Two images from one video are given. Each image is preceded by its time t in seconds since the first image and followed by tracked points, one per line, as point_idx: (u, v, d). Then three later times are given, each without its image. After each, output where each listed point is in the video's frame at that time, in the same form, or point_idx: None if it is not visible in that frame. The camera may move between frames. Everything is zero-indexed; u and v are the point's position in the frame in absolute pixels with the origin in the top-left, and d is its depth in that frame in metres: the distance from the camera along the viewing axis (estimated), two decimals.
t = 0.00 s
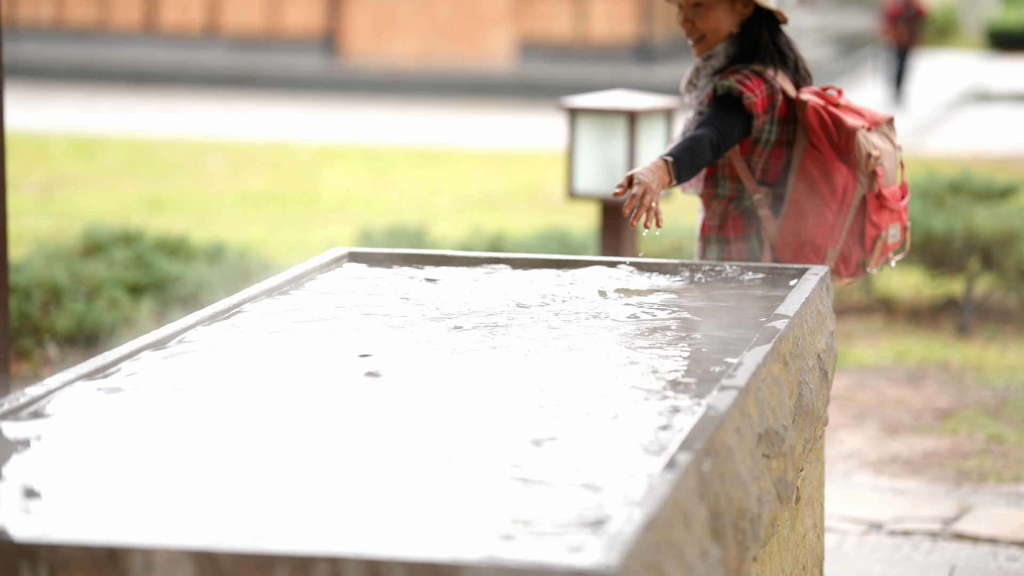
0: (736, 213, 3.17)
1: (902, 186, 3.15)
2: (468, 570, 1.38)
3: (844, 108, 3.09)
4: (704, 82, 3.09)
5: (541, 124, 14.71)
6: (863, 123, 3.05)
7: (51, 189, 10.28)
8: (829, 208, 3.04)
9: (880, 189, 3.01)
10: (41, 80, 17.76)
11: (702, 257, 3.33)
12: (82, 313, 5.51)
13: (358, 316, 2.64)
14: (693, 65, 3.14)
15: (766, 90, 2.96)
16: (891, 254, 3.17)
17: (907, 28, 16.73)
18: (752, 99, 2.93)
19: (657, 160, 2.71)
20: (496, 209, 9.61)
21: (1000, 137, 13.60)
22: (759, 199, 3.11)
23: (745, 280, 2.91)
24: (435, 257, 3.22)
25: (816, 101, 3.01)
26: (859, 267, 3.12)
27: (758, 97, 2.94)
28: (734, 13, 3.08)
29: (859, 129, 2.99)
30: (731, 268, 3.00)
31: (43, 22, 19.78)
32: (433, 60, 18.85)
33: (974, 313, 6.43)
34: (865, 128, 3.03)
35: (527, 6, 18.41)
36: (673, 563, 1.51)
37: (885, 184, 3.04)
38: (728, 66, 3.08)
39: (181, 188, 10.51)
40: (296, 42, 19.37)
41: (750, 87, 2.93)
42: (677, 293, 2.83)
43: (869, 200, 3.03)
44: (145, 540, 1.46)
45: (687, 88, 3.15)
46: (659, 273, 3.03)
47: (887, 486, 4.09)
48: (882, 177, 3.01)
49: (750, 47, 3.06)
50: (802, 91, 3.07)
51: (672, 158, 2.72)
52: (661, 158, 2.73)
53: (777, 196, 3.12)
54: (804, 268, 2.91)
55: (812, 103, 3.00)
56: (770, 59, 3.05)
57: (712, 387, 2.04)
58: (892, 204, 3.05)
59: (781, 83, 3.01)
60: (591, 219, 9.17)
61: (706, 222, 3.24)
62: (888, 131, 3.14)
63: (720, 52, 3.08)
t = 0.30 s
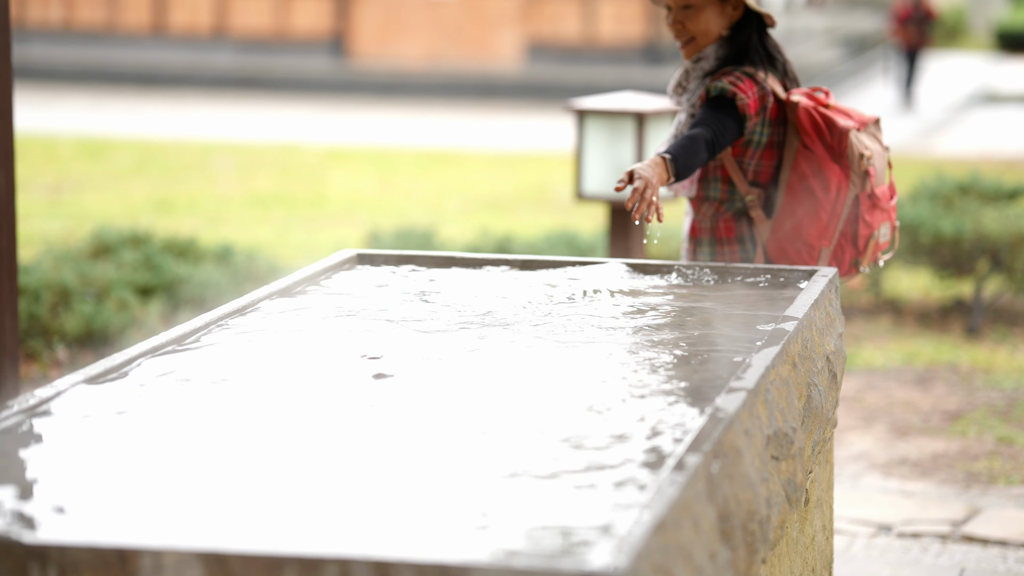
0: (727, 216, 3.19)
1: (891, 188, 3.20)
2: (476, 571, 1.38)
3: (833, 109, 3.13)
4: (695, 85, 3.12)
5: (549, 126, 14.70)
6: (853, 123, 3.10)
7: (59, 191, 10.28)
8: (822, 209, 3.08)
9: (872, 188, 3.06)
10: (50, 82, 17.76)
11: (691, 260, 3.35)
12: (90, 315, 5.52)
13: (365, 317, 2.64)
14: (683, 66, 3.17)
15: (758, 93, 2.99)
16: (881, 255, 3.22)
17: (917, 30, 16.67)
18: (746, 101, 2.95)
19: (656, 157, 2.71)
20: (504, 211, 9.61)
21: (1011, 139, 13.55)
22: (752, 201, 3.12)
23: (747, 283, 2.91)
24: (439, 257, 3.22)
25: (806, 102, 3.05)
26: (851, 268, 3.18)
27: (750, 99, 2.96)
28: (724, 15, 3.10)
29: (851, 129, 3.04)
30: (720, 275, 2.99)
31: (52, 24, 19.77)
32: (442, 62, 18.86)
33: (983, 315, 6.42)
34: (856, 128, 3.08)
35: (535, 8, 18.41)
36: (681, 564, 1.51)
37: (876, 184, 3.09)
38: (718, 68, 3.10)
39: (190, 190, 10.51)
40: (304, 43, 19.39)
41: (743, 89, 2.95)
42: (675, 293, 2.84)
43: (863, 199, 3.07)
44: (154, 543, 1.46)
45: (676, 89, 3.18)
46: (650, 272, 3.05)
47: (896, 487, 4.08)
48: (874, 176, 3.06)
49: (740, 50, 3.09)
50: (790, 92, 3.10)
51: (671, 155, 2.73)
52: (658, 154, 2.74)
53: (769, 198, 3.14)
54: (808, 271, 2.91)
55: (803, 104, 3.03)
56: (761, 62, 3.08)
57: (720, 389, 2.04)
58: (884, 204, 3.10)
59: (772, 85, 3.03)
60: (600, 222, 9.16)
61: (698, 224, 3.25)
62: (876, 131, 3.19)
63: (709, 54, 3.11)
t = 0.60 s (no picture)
0: (719, 219, 3.20)
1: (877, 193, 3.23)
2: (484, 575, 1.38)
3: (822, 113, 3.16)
4: (685, 89, 3.13)
5: (556, 128, 14.71)
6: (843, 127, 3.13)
7: (67, 193, 10.31)
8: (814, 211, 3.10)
9: (864, 190, 3.09)
10: (57, 84, 17.77)
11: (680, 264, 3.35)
12: (97, 317, 5.53)
13: (375, 321, 2.65)
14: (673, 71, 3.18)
15: (749, 97, 3.01)
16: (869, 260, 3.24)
17: (924, 34, 16.65)
18: (739, 105, 2.97)
19: (653, 159, 2.72)
20: (511, 213, 9.62)
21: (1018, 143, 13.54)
22: (744, 204, 3.14)
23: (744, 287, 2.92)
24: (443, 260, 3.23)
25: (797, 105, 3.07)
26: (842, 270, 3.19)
27: (743, 102, 2.99)
28: (713, 21, 3.12)
29: (842, 132, 3.07)
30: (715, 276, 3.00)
31: (60, 27, 19.79)
32: (449, 65, 18.91)
33: (990, 318, 6.41)
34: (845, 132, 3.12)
35: (542, 10, 18.42)
36: (688, 567, 1.52)
37: (867, 187, 3.12)
38: (708, 73, 3.11)
39: (197, 193, 10.53)
40: (312, 46, 19.44)
41: (735, 93, 2.98)
42: (668, 294, 2.85)
43: (854, 202, 3.09)
44: (162, 545, 1.46)
45: (665, 92, 3.19)
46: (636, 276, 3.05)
47: (903, 490, 4.08)
48: (865, 179, 3.09)
49: (729, 55, 3.10)
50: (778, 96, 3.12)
51: (668, 158, 2.74)
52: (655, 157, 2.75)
53: (760, 201, 3.16)
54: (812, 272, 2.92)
55: (793, 108, 3.06)
56: (750, 67, 3.09)
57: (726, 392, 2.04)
58: (875, 207, 3.12)
59: (762, 90, 3.05)
60: (607, 224, 9.17)
61: (688, 228, 3.25)
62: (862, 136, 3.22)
63: (700, 58, 3.12)
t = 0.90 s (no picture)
0: (707, 224, 3.22)
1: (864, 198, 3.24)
2: None
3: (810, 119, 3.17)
4: (675, 94, 3.16)
5: (562, 132, 14.72)
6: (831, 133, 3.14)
7: (73, 197, 10.31)
8: (802, 218, 3.11)
9: (852, 197, 3.10)
10: (64, 88, 17.79)
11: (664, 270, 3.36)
12: (104, 321, 5.54)
13: (381, 325, 2.65)
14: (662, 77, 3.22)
15: (739, 102, 3.05)
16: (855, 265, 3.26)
17: (931, 39, 16.63)
18: (728, 110, 3.01)
19: (650, 164, 2.73)
20: (518, 217, 9.63)
21: None
22: (732, 210, 3.16)
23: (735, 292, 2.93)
24: (449, 265, 3.23)
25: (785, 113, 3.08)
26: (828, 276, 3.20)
27: (733, 108, 3.02)
28: (701, 27, 3.17)
29: (831, 139, 3.08)
30: (706, 280, 3.01)
31: (68, 31, 19.84)
32: (454, 68, 18.92)
33: (997, 322, 6.40)
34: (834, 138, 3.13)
35: (548, 15, 18.44)
36: (695, 570, 1.52)
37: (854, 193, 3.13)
38: (697, 78, 3.15)
39: (203, 196, 10.53)
40: (318, 51, 19.48)
41: (725, 98, 3.02)
42: (656, 297, 2.87)
43: (843, 208, 3.10)
44: (169, 549, 1.46)
45: (653, 98, 3.23)
46: (622, 280, 3.06)
47: (910, 495, 4.08)
48: (853, 185, 3.09)
49: (718, 59, 3.15)
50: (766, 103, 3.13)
51: (664, 162, 2.75)
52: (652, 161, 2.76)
53: (747, 205, 3.18)
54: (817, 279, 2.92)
55: (783, 115, 3.07)
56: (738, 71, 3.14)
57: (731, 396, 2.04)
58: (862, 213, 3.13)
59: (751, 96, 3.09)
60: (613, 228, 9.18)
61: (676, 233, 3.26)
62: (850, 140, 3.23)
63: (688, 63, 3.16)
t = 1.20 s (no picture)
0: (694, 227, 3.22)
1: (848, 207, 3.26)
2: None
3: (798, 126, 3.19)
4: (665, 98, 3.17)
5: (569, 136, 14.73)
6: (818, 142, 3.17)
7: (80, 201, 10.32)
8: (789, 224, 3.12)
9: (837, 205, 3.12)
10: (71, 92, 17.80)
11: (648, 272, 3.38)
12: (111, 325, 5.54)
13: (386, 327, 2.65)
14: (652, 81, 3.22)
15: (729, 107, 3.06)
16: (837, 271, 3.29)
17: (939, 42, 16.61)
18: (720, 115, 3.02)
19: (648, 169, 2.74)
20: (524, 221, 9.64)
21: None
22: (718, 214, 3.18)
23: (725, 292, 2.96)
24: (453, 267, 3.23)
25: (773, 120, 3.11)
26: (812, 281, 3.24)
27: (724, 113, 3.04)
28: (691, 32, 3.18)
29: (818, 146, 3.11)
30: (695, 284, 3.01)
31: (75, 35, 19.85)
32: (461, 72, 18.93)
33: (1003, 326, 6.40)
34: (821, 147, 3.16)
35: (556, 19, 18.43)
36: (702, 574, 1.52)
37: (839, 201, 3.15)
38: (688, 82, 3.16)
39: (211, 200, 10.54)
40: (325, 54, 19.49)
41: (717, 103, 3.03)
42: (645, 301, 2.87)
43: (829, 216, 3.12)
44: (175, 553, 1.46)
45: (642, 101, 3.24)
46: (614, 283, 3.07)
47: (916, 499, 4.07)
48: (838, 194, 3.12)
49: (709, 64, 3.16)
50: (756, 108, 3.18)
51: (663, 167, 2.77)
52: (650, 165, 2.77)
53: (734, 210, 3.19)
54: (814, 285, 2.93)
55: (770, 122, 3.10)
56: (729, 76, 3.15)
57: (738, 401, 2.04)
58: (846, 221, 3.17)
59: (740, 101, 3.10)
60: (619, 232, 9.19)
61: (663, 237, 3.27)
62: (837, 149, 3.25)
63: (679, 67, 3.17)
